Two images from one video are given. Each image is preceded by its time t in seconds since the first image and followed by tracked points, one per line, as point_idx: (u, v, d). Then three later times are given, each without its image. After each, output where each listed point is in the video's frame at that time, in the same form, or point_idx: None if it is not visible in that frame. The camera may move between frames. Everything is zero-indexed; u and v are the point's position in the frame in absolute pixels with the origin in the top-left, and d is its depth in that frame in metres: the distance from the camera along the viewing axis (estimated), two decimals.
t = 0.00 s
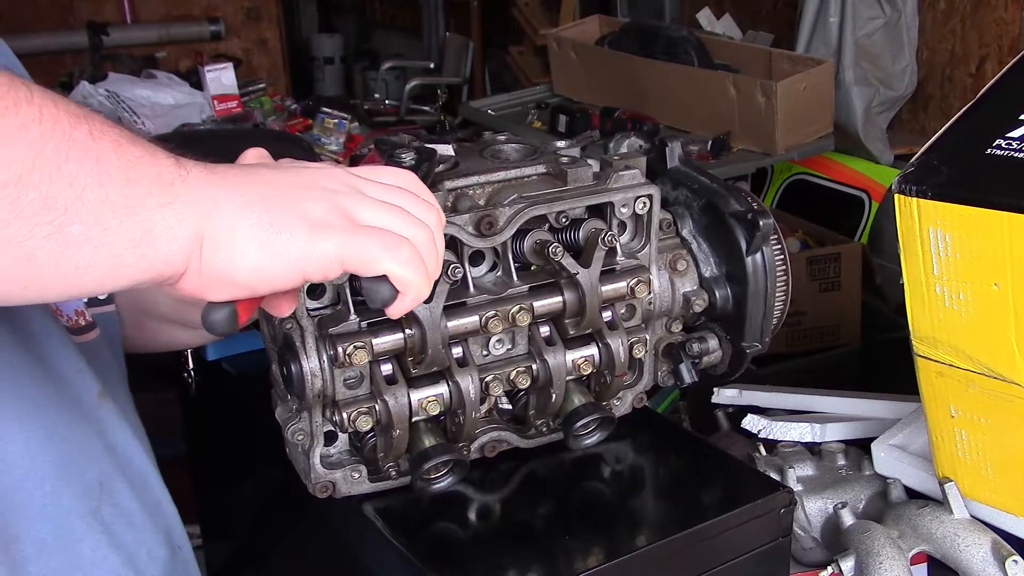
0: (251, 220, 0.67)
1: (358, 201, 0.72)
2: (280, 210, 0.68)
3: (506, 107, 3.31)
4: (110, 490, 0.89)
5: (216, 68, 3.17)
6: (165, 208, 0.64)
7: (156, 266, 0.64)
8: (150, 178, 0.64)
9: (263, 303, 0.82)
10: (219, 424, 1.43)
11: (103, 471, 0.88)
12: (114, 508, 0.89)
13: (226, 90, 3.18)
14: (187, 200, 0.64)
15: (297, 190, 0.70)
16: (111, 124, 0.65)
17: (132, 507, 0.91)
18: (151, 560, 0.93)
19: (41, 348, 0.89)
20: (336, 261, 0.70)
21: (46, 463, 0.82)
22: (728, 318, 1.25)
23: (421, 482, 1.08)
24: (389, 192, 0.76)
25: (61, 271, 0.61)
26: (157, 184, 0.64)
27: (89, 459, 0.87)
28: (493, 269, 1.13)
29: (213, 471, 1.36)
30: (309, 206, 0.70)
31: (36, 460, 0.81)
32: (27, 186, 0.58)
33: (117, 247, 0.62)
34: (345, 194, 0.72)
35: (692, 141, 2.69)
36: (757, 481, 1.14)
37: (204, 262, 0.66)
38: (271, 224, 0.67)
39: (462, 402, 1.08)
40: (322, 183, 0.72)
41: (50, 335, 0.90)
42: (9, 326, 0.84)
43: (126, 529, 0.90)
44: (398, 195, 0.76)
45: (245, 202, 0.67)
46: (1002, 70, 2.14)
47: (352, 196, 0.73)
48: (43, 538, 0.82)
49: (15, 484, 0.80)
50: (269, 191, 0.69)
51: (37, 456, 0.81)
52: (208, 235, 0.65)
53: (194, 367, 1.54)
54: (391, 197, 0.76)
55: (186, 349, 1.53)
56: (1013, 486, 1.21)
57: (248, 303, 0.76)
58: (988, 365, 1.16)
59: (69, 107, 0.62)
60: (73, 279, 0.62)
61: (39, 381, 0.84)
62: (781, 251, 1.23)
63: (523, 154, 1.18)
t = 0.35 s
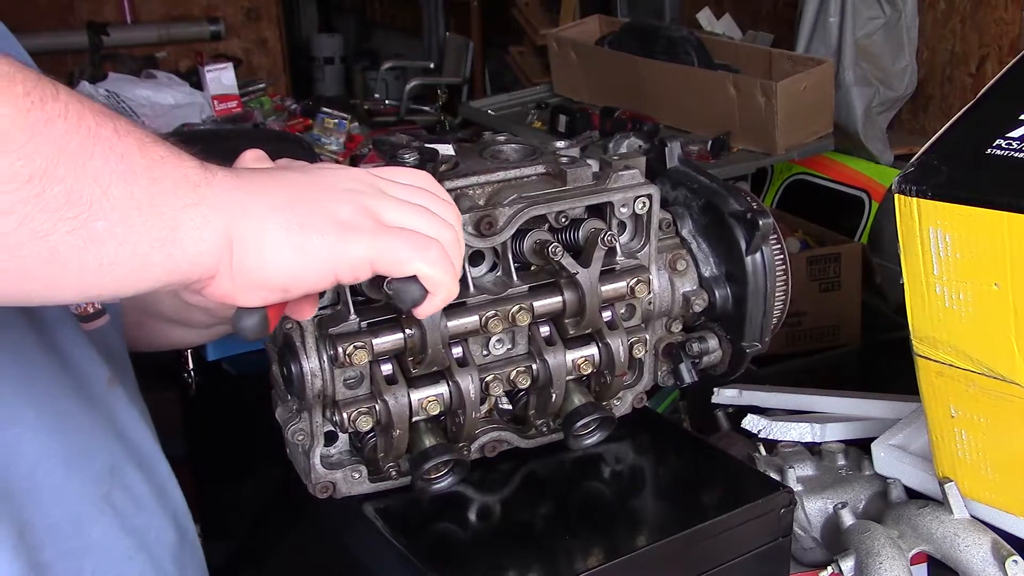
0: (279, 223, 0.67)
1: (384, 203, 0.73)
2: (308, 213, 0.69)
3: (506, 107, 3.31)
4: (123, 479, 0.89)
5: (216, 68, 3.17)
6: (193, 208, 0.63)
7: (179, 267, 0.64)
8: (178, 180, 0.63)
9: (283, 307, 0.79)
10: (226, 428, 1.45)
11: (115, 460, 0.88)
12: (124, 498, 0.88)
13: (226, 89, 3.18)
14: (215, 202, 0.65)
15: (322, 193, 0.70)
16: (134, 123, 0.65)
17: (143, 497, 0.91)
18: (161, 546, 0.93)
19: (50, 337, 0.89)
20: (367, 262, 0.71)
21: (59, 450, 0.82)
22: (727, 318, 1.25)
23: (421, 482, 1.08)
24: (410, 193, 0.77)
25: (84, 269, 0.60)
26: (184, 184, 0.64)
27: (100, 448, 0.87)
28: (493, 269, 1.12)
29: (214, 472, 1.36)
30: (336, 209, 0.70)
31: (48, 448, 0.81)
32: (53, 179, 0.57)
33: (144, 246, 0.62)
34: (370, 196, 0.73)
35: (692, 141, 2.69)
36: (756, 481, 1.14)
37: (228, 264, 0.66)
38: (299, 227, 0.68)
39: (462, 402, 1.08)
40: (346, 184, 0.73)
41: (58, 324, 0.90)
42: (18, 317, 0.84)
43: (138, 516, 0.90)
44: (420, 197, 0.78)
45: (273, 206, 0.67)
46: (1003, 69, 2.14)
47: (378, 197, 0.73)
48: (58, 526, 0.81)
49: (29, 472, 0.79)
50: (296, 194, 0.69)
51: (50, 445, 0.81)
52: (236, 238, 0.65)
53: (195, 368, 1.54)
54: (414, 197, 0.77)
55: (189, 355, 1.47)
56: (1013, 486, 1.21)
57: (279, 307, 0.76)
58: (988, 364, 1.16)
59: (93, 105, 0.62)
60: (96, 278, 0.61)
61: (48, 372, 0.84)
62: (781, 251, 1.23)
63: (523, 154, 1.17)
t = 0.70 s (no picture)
0: (346, 216, 0.68)
1: (440, 195, 0.74)
2: (371, 204, 0.69)
3: (505, 107, 3.31)
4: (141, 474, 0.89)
5: (216, 68, 3.17)
6: (258, 202, 0.64)
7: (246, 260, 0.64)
8: (240, 172, 0.64)
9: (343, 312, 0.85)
10: (225, 429, 1.42)
11: (133, 455, 0.89)
12: (144, 491, 0.88)
13: (226, 90, 3.18)
14: (279, 195, 0.65)
15: (384, 187, 0.71)
16: (194, 121, 0.65)
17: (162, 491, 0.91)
18: (181, 540, 0.92)
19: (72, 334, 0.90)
20: (434, 252, 0.71)
21: (79, 447, 0.82)
22: (727, 318, 1.25)
23: (421, 482, 1.08)
24: (461, 185, 0.78)
25: (150, 263, 0.60)
26: (248, 178, 0.64)
27: (117, 444, 0.87)
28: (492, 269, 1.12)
29: (214, 472, 1.36)
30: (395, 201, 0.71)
31: (67, 443, 0.81)
32: (119, 170, 0.58)
33: (212, 238, 0.62)
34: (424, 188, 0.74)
35: (692, 141, 2.69)
36: (757, 481, 1.14)
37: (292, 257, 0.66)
38: (364, 220, 0.68)
39: (462, 402, 1.08)
40: (401, 177, 0.74)
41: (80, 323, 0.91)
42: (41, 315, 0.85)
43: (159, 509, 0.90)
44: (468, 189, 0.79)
45: (337, 200, 0.68)
46: (1003, 69, 2.14)
47: (434, 189, 0.74)
48: (83, 521, 0.81)
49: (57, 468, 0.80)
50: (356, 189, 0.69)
51: (72, 441, 0.82)
52: (303, 230, 0.66)
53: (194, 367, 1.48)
54: (463, 186, 0.78)
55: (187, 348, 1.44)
56: (1014, 486, 1.21)
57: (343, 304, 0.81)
58: (988, 364, 1.16)
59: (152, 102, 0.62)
60: (165, 270, 0.61)
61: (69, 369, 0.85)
62: (781, 251, 1.23)
63: (523, 155, 1.18)
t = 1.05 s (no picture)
0: (401, 197, 0.72)
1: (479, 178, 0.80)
2: (422, 185, 0.74)
3: (505, 107, 3.31)
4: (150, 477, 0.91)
5: (215, 67, 3.17)
6: (314, 184, 0.67)
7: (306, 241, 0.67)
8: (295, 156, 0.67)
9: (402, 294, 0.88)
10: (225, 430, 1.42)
11: (145, 461, 0.90)
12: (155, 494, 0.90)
13: (226, 89, 3.17)
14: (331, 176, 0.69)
15: (432, 171, 0.77)
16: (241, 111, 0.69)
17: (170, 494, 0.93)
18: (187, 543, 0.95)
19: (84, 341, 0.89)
20: (487, 229, 0.77)
21: (95, 457, 0.83)
22: (728, 318, 1.25)
23: (422, 480, 1.09)
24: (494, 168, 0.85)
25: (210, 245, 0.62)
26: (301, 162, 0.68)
27: (128, 450, 0.88)
28: (495, 267, 1.10)
29: (215, 471, 1.36)
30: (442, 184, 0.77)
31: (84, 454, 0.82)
32: (178, 155, 0.60)
33: (270, 220, 0.65)
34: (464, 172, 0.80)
35: (692, 142, 2.69)
36: (757, 480, 1.14)
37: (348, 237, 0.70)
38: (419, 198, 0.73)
39: (463, 401, 1.08)
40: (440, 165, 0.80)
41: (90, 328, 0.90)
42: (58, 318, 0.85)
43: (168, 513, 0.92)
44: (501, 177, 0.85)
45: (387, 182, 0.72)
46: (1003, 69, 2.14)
47: (475, 173, 0.81)
48: (104, 524, 0.83)
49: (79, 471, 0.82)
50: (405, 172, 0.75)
51: (88, 452, 0.82)
52: (361, 210, 0.70)
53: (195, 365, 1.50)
54: (497, 169, 0.85)
55: (187, 345, 1.50)
56: (1014, 486, 1.21)
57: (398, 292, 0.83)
58: (987, 364, 1.16)
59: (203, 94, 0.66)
60: (227, 254, 0.63)
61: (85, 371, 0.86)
62: (782, 251, 1.23)
63: (524, 154, 1.18)
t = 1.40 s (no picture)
0: (280, 215, 0.60)
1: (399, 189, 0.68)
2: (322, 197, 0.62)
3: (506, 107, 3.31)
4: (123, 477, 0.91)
5: (215, 67, 3.17)
6: (201, 194, 0.57)
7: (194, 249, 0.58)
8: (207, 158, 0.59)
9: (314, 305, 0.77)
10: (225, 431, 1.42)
11: (122, 458, 0.91)
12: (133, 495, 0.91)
13: (227, 90, 3.18)
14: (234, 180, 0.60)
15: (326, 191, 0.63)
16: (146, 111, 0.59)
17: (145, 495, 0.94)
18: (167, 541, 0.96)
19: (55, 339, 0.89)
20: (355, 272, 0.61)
21: (73, 454, 0.84)
22: (728, 319, 1.25)
23: (421, 481, 1.09)
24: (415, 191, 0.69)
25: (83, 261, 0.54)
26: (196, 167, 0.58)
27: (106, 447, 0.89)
28: (493, 269, 1.11)
29: (215, 472, 1.36)
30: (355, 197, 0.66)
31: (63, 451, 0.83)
32: (72, 171, 0.53)
33: (143, 237, 0.55)
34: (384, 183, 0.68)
35: (692, 142, 2.69)
36: (757, 480, 1.14)
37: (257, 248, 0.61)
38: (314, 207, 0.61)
39: (462, 402, 1.08)
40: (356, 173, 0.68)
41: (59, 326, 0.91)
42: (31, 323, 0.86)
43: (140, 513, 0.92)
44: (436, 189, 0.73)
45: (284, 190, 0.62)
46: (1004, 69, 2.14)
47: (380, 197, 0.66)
48: (81, 527, 0.84)
49: (58, 471, 0.82)
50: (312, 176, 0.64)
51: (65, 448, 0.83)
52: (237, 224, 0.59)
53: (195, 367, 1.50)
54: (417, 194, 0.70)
55: (185, 348, 1.52)
56: (1014, 486, 1.21)
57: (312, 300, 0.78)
58: (987, 365, 1.16)
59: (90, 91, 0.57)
60: (105, 262, 0.55)
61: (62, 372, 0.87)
62: (782, 251, 1.23)
63: (523, 155, 1.18)
